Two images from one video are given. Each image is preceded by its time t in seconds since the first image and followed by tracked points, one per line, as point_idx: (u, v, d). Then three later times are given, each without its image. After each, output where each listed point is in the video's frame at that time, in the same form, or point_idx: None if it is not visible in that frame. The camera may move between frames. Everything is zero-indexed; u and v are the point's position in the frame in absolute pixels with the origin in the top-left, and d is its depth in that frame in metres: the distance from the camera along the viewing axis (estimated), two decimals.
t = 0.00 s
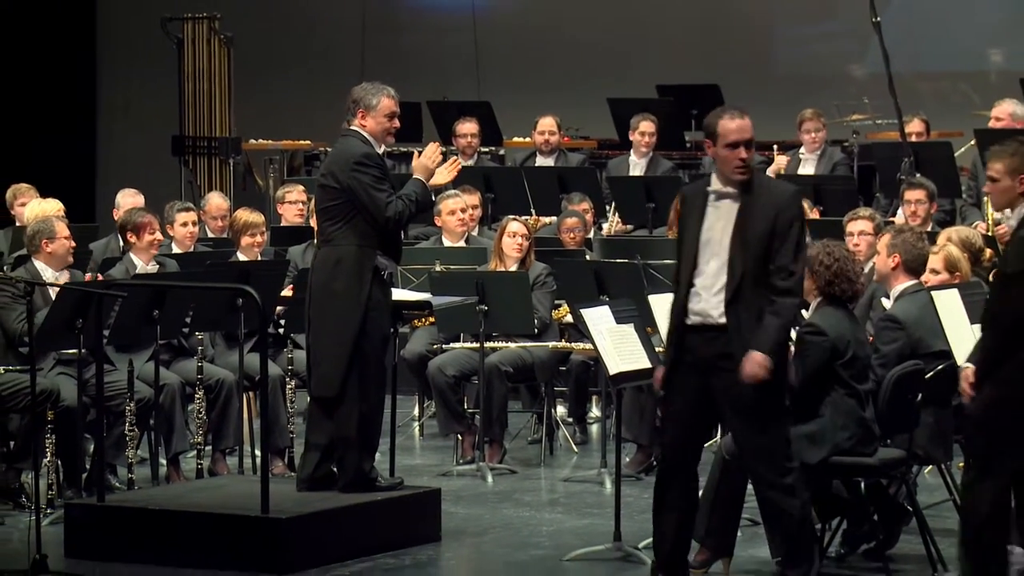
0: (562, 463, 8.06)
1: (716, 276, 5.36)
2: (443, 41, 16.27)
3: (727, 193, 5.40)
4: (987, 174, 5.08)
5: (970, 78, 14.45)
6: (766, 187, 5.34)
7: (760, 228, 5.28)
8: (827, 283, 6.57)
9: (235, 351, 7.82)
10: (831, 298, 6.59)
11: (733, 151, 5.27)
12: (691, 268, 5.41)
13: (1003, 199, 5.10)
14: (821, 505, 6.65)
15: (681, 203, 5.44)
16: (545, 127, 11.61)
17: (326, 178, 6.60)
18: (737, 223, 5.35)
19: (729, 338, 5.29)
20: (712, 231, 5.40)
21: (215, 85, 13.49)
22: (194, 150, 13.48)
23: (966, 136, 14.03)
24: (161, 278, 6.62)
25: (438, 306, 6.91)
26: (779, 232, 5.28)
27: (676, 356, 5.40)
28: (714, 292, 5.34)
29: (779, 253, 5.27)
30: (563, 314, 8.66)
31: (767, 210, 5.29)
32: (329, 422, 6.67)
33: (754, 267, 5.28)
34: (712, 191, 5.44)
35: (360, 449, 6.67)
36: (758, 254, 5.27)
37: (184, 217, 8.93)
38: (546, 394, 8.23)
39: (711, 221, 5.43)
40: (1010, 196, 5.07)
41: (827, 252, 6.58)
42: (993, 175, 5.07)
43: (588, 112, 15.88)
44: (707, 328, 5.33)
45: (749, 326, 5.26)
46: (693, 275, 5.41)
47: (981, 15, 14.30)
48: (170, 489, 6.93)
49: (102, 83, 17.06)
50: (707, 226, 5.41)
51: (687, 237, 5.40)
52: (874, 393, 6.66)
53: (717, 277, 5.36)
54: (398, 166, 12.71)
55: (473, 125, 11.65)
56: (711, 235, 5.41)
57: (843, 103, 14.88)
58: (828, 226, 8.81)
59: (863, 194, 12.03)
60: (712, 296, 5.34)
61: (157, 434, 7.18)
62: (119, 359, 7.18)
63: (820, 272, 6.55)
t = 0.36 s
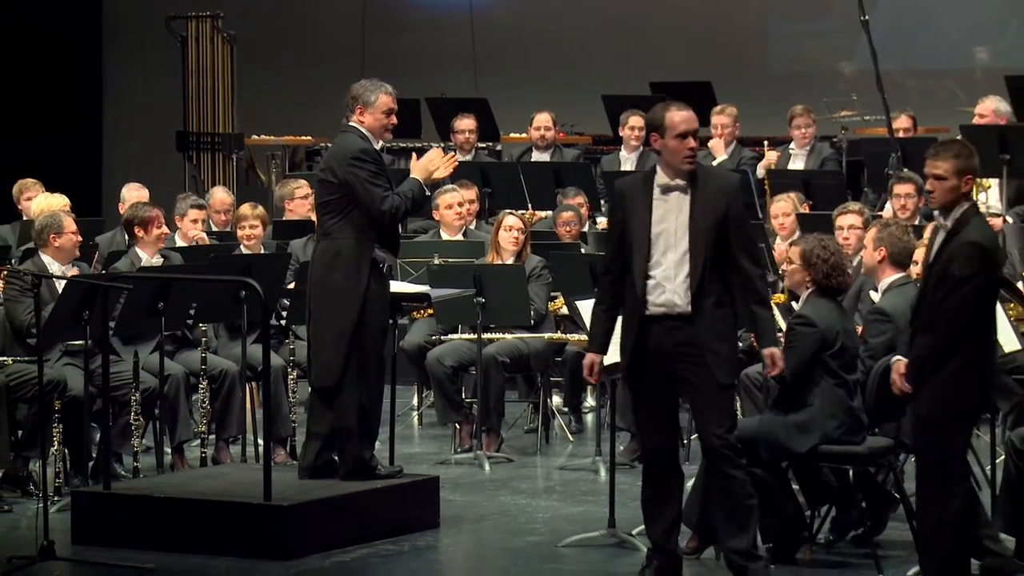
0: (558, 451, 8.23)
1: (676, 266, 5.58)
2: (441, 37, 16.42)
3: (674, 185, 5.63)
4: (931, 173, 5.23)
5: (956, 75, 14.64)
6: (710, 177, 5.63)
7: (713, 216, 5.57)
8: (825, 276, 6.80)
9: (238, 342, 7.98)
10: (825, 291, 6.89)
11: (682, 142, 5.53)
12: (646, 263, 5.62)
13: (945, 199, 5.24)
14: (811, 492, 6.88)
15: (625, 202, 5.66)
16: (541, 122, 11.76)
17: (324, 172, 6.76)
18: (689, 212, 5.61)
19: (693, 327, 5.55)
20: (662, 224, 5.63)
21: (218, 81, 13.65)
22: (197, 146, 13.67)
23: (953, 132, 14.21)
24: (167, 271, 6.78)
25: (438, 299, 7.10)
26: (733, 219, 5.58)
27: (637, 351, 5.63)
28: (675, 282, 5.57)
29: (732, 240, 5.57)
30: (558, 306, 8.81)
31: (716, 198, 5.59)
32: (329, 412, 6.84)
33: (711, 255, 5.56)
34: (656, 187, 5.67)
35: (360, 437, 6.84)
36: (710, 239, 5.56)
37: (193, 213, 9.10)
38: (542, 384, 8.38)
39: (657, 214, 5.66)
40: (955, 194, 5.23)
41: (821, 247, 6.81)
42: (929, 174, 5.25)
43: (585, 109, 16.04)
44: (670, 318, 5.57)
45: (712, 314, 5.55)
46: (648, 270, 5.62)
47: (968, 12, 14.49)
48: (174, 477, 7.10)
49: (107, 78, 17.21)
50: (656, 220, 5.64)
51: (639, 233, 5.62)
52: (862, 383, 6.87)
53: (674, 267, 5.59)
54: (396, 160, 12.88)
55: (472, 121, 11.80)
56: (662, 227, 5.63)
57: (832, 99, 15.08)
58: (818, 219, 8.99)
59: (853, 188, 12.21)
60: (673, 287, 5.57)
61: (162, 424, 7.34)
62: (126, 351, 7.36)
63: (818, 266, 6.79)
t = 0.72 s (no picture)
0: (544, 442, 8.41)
1: (649, 256, 5.72)
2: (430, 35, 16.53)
3: (647, 176, 5.77)
4: (894, 166, 5.41)
5: (932, 74, 14.81)
6: (680, 168, 5.78)
7: (684, 205, 5.70)
8: (810, 269, 6.93)
9: (229, 335, 8.14)
10: (806, 283, 6.98)
11: (651, 135, 5.68)
12: (621, 252, 5.75)
13: (906, 190, 5.44)
14: (792, 481, 7.08)
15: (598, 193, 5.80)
16: (529, 120, 11.90)
17: (312, 168, 6.99)
18: (661, 202, 5.74)
19: (668, 316, 5.67)
20: (635, 214, 5.77)
21: (211, 80, 13.82)
22: (190, 143, 13.85)
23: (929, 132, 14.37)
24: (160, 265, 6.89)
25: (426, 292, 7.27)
26: (704, 209, 5.71)
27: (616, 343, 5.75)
28: (649, 271, 5.71)
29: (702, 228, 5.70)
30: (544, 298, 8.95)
31: (687, 188, 5.72)
32: (319, 403, 7.04)
33: (683, 243, 5.70)
34: (629, 180, 5.81)
35: (349, 428, 7.03)
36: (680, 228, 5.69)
37: (185, 208, 9.24)
38: (529, 376, 8.55)
39: (630, 205, 5.80)
40: (912, 187, 5.45)
41: (807, 240, 6.92)
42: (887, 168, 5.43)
43: (571, 106, 16.18)
44: (645, 306, 5.70)
45: (686, 302, 5.67)
46: (622, 260, 5.76)
47: (948, 11, 14.65)
48: (167, 467, 7.23)
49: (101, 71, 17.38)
50: (629, 211, 5.77)
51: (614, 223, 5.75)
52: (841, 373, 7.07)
53: (648, 256, 5.73)
54: (386, 156, 13.00)
55: (459, 118, 11.96)
56: (636, 217, 5.77)
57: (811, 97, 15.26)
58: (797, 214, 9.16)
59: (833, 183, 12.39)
60: (648, 275, 5.71)
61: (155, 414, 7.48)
62: (119, 344, 7.48)
63: (806, 261, 6.92)
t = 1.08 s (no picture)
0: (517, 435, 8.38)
1: (639, 249, 5.84)
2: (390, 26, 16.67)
3: (642, 171, 5.85)
4: (851, 157, 5.66)
5: (905, 65, 14.81)
6: (676, 163, 5.86)
7: (676, 202, 5.79)
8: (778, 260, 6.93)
9: (201, 328, 8.15)
10: (776, 275, 7.00)
11: (647, 132, 5.76)
12: (613, 246, 5.87)
13: (860, 178, 5.70)
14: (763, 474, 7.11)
15: (594, 186, 5.88)
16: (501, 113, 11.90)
17: (283, 161, 7.03)
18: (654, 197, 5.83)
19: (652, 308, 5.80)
20: (628, 208, 5.87)
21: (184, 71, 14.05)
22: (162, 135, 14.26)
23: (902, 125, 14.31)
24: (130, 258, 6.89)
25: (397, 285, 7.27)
26: (695, 206, 5.79)
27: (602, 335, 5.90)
28: (639, 265, 5.84)
29: (691, 226, 5.77)
30: (517, 291, 8.99)
31: (681, 185, 5.81)
32: (291, 396, 7.08)
33: (672, 239, 5.80)
34: (625, 173, 5.91)
35: (321, 421, 7.09)
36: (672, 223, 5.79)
37: (160, 201, 9.32)
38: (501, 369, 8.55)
39: (625, 198, 5.90)
40: (864, 175, 5.71)
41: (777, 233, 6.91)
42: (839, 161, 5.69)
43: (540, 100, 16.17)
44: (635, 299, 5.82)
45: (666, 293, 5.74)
46: (615, 252, 5.88)
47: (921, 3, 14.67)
48: (140, 461, 7.24)
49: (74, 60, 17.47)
50: (624, 204, 5.88)
51: (607, 217, 5.85)
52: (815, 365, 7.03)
53: (639, 251, 5.84)
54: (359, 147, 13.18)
55: (432, 111, 11.94)
56: (629, 211, 5.88)
57: (785, 89, 15.11)
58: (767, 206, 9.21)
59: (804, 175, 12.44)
60: (637, 269, 5.84)
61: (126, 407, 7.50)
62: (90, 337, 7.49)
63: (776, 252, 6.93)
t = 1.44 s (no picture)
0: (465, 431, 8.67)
1: (629, 249, 6.18)
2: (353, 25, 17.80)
3: (642, 170, 6.17)
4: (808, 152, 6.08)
5: (849, 64, 15.81)
6: (675, 165, 6.17)
7: (672, 206, 6.12)
8: (721, 261, 7.07)
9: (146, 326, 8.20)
10: (720, 275, 7.11)
11: (637, 124, 6.09)
12: (607, 242, 6.20)
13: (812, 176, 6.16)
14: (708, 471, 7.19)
15: (596, 182, 6.22)
16: (448, 111, 12.57)
17: (229, 159, 7.02)
18: (647, 198, 6.16)
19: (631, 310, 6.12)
20: (625, 206, 6.20)
21: (130, 69, 14.75)
22: (107, 133, 14.57)
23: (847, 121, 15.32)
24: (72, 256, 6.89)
25: (344, 283, 7.26)
26: (686, 211, 6.12)
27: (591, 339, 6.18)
28: (626, 263, 6.18)
29: (680, 229, 6.10)
30: (464, 288, 9.43)
31: (677, 188, 6.15)
32: (237, 395, 7.05)
33: (660, 241, 6.13)
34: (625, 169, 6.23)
35: (267, 419, 7.06)
36: (660, 225, 6.13)
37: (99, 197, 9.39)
38: (447, 365, 8.88)
39: (624, 195, 6.24)
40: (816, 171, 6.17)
41: (719, 232, 7.11)
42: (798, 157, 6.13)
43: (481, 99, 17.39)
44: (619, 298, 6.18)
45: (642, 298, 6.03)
46: (608, 249, 6.22)
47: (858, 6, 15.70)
48: (84, 460, 7.24)
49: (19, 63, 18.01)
50: (621, 202, 6.21)
51: (606, 214, 6.18)
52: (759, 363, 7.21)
53: (628, 250, 6.18)
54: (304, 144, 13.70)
55: (379, 109, 12.59)
56: (626, 210, 6.20)
57: (732, 87, 16.21)
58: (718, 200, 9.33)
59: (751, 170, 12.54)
60: (624, 268, 6.19)
61: (71, 405, 7.57)
62: (33, 335, 7.55)
63: (716, 252, 7.06)
